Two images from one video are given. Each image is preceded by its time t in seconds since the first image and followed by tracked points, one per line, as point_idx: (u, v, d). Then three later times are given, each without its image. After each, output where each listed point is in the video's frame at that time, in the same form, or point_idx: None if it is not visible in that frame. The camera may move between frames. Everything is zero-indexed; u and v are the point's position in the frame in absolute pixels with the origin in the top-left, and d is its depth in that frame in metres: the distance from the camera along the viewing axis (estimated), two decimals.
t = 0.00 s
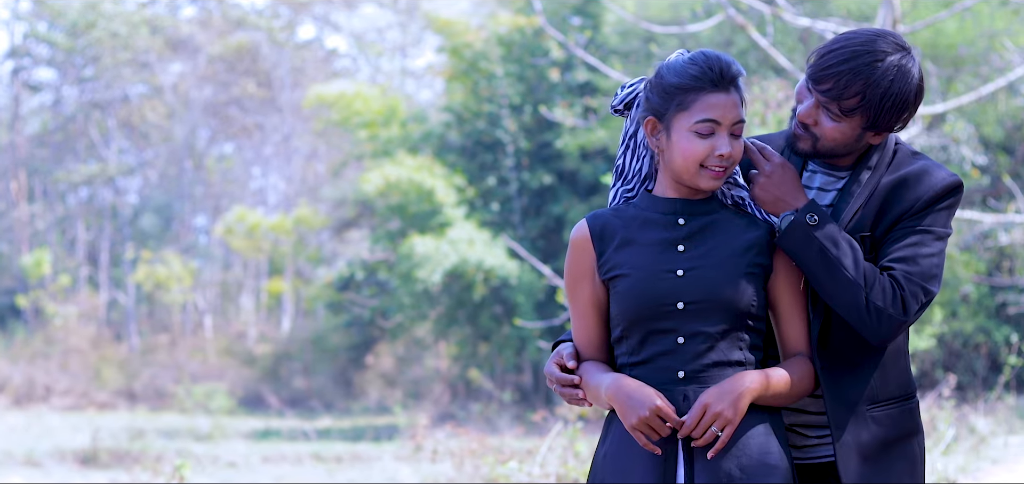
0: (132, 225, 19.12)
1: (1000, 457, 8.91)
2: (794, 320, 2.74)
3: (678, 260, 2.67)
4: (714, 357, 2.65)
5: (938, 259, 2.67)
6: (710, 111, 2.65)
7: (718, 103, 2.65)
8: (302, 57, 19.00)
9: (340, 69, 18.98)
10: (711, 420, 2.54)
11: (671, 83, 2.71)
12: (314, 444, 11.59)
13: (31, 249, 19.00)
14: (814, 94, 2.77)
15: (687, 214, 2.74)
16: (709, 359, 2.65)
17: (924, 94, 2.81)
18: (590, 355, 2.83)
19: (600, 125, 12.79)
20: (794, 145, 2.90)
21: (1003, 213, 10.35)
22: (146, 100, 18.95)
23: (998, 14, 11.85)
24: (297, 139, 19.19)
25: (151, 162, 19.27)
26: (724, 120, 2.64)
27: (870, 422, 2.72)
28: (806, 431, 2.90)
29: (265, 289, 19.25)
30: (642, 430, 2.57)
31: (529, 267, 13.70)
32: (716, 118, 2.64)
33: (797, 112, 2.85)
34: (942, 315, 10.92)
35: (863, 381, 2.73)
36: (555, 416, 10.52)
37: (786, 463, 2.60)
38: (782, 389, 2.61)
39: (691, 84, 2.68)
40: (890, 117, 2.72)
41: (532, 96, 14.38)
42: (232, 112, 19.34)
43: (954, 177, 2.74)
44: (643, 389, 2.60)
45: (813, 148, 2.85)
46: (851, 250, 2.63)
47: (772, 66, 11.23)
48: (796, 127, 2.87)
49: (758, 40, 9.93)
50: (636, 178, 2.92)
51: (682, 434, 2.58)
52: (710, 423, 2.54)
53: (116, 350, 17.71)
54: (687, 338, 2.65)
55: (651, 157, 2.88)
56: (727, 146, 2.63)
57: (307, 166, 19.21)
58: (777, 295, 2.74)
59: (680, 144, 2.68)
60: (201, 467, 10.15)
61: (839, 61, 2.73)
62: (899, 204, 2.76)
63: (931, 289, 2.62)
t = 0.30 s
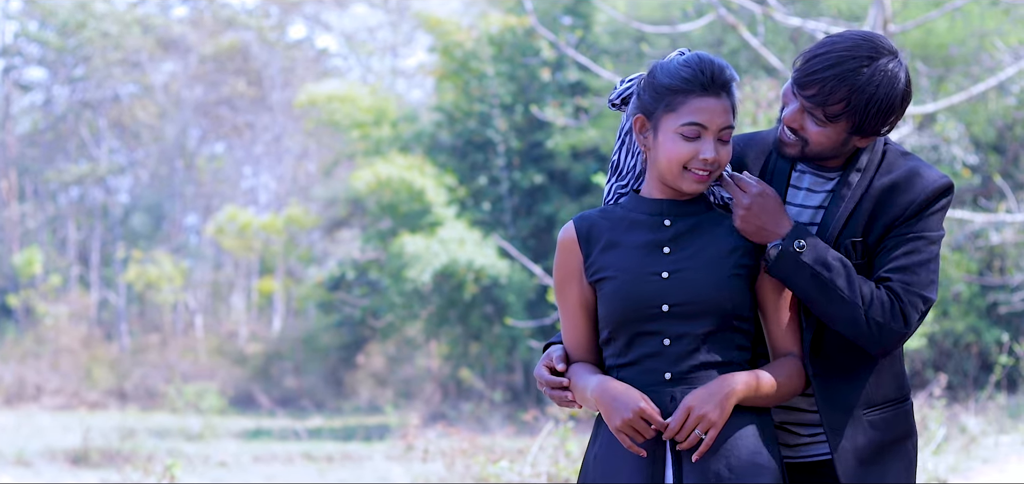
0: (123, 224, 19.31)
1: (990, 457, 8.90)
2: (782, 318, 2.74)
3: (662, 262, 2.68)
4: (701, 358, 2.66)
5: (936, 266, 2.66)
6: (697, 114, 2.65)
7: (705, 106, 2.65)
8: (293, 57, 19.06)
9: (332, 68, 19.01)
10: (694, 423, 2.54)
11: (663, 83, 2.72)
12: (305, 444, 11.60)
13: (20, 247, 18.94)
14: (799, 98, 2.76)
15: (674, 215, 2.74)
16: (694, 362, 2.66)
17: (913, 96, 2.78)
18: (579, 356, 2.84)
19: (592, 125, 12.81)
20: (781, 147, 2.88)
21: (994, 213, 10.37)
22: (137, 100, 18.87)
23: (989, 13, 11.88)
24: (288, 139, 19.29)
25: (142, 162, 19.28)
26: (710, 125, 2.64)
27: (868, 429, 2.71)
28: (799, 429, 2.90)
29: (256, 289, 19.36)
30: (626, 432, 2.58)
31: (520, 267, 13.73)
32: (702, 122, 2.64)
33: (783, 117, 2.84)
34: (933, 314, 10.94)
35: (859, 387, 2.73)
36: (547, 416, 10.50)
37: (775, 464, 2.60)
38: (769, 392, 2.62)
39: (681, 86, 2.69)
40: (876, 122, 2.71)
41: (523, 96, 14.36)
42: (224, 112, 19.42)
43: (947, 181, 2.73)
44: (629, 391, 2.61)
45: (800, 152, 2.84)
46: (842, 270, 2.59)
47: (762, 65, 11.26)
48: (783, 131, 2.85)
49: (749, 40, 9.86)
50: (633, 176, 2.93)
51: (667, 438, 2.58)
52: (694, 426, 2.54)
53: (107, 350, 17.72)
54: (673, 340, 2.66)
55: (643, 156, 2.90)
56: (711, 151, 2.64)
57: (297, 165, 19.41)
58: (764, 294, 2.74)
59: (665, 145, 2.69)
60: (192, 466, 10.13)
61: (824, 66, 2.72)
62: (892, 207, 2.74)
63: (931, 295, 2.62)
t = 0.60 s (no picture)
0: (121, 224, 19.31)
1: (987, 455, 8.92)
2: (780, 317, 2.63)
3: (652, 263, 2.64)
4: (692, 360, 2.61)
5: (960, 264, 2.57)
6: (701, 110, 2.63)
7: (707, 102, 2.63)
8: (291, 56, 19.09)
9: (329, 67, 19.04)
10: (677, 427, 2.48)
11: (665, 79, 2.71)
12: (304, 442, 11.62)
13: (19, 246, 18.96)
14: (784, 94, 2.65)
15: (668, 215, 2.70)
16: (683, 363, 2.61)
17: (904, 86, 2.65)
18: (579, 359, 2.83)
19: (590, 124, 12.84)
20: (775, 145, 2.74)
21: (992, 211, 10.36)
22: (135, 99, 18.95)
23: (987, 14, 11.98)
24: (286, 139, 19.33)
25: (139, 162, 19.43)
26: (712, 121, 2.62)
27: (891, 431, 2.62)
28: (801, 425, 2.76)
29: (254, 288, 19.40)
30: (610, 435, 2.56)
31: (517, 265, 13.74)
32: (703, 117, 2.61)
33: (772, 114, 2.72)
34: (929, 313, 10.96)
35: (883, 393, 2.63)
36: (545, 415, 10.50)
37: (768, 468, 2.53)
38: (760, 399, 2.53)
39: (685, 81, 2.67)
40: (864, 115, 2.60)
41: (521, 95, 14.47)
42: (222, 112, 19.45)
43: (951, 175, 2.63)
44: (614, 394, 2.58)
45: (792, 149, 2.71)
46: (880, 309, 2.46)
47: (760, 64, 11.29)
48: (773, 128, 2.73)
49: (748, 39, 9.84)
50: (633, 180, 2.92)
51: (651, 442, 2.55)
52: (676, 430, 2.48)
53: (106, 349, 17.76)
54: (662, 342, 2.63)
55: (643, 157, 2.88)
56: (712, 148, 2.61)
57: (295, 164, 19.31)
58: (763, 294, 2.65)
59: (666, 139, 2.66)
60: (191, 465, 10.12)
61: (808, 59, 2.61)
62: (899, 203, 2.62)
63: (964, 293, 2.53)
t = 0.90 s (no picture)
0: (117, 223, 19.15)
1: (984, 454, 8.91)
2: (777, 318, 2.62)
3: (642, 262, 2.63)
4: (684, 359, 2.59)
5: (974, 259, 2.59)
6: (704, 100, 2.63)
7: (707, 93, 2.64)
8: (286, 56, 19.17)
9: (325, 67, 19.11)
10: (659, 425, 2.49)
11: (660, 74, 2.72)
12: (299, 442, 11.60)
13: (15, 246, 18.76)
14: (764, 84, 2.74)
15: (661, 214, 2.69)
16: (674, 362, 2.59)
17: (885, 58, 2.66)
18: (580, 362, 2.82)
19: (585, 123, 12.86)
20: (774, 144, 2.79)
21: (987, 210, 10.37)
22: (131, 98, 18.88)
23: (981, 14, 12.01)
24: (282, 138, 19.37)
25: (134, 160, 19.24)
26: (714, 110, 2.62)
27: (898, 433, 2.64)
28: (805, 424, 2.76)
29: (250, 287, 19.41)
30: (596, 433, 2.57)
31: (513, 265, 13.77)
32: (705, 106, 2.62)
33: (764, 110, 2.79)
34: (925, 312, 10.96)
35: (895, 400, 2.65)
36: (542, 414, 10.50)
37: (755, 470, 2.51)
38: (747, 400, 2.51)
39: (685, 73, 2.67)
40: (839, 85, 2.62)
41: (516, 95, 14.48)
42: (218, 111, 19.46)
43: (954, 167, 2.65)
44: (601, 392, 2.60)
45: (788, 141, 2.74)
46: (897, 359, 2.53)
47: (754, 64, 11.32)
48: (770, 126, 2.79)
49: (743, 38, 9.85)
50: (626, 188, 2.92)
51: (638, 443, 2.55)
52: (659, 429, 2.49)
53: (102, 348, 17.75)
54: (652, 340, 2.61)
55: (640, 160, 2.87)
56: (715, 137, 2.61)
57: (291, 163, 19.37)
58: (760, 290, 2.62)
59: (670, 130, 2.66)
60: (187, 465, 10.11)
61: (776, 41, 2.70)
62: (907, 200, 2.65)
63: (984, 284, 2.54)
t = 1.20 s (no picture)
0: (114, 224, 19.19)
1: (980, 455, 8.89)
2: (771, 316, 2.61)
3: (636, 259, 2.63)
4: (677, 357, 2.57)
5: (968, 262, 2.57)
6: (696, 89, 2.66)
7: (700, 83, 2.66)
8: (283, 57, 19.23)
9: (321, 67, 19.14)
10: (648, 422, 2.49)
11: (649, 72, 2.74)
12: (296, 443, 11.62)
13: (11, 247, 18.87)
14: (750, 72, 2.80)
15: (656, 213, 2.69)
16: (664, 360, 2.58)
17: (866, 34, 2.69)
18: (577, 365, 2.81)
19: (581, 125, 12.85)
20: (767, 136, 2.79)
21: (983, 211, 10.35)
22: (128, 99, 18.86)
23: (978, 15, 11.97)
24: (279, 139, 19.38)
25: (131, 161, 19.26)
26: (708, 99, 2.65)
27: (889, 434, 2.61)
28: (800, 425, 2.74)
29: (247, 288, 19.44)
30: (586, 429, 2.58)
31: (510, 266, 13.77)
32: (700, 94, 2.64)
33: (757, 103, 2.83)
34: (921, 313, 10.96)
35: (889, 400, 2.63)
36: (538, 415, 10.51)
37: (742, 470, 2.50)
38: (737, 397, 2.52)
39: (675, 68, 2.70)
40: (814, 55, 2.65)
41: (513, 96, 14.44)
42: (214, 112, 19.45)
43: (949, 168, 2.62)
44: (593, 388, 2.60)
45: (778, 127, 2.75)
46: (882, 358, 2.52)
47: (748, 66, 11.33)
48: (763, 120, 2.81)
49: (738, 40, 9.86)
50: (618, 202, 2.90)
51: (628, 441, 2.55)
52: (649, 426, 2.49)
53: (99, 349, 17.76)
54: (643, 339, 2.60)
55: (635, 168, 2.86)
56: (713, 121, 2.63)
57: (288, 164, 19.39)
58: (755, 289, 2.62)
59: (666, 120, 2.66)
60: (184, 465, 10.11)
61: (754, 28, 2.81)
62: (899, 200, 2.62)
63: (976, 285, 2.53)
